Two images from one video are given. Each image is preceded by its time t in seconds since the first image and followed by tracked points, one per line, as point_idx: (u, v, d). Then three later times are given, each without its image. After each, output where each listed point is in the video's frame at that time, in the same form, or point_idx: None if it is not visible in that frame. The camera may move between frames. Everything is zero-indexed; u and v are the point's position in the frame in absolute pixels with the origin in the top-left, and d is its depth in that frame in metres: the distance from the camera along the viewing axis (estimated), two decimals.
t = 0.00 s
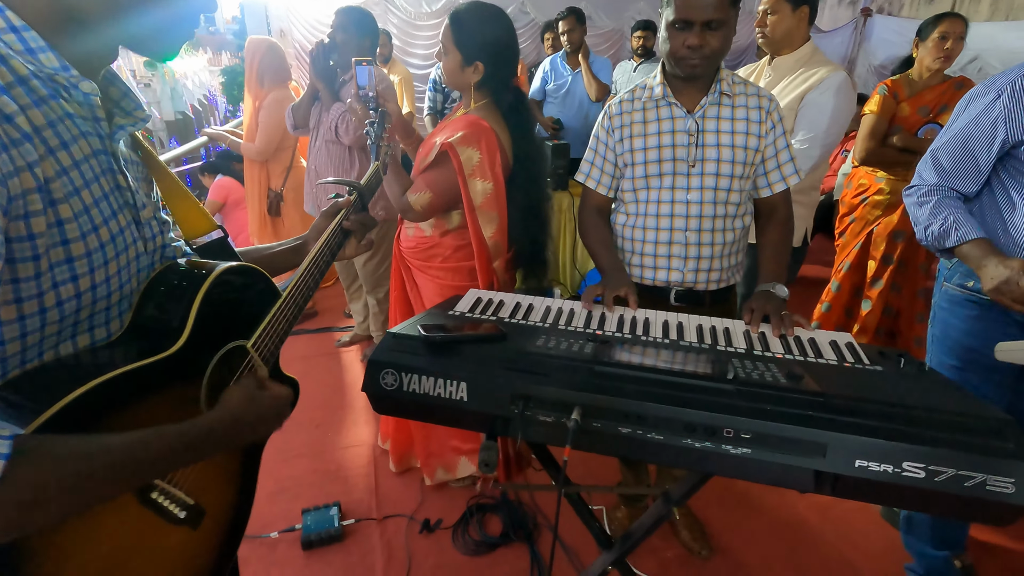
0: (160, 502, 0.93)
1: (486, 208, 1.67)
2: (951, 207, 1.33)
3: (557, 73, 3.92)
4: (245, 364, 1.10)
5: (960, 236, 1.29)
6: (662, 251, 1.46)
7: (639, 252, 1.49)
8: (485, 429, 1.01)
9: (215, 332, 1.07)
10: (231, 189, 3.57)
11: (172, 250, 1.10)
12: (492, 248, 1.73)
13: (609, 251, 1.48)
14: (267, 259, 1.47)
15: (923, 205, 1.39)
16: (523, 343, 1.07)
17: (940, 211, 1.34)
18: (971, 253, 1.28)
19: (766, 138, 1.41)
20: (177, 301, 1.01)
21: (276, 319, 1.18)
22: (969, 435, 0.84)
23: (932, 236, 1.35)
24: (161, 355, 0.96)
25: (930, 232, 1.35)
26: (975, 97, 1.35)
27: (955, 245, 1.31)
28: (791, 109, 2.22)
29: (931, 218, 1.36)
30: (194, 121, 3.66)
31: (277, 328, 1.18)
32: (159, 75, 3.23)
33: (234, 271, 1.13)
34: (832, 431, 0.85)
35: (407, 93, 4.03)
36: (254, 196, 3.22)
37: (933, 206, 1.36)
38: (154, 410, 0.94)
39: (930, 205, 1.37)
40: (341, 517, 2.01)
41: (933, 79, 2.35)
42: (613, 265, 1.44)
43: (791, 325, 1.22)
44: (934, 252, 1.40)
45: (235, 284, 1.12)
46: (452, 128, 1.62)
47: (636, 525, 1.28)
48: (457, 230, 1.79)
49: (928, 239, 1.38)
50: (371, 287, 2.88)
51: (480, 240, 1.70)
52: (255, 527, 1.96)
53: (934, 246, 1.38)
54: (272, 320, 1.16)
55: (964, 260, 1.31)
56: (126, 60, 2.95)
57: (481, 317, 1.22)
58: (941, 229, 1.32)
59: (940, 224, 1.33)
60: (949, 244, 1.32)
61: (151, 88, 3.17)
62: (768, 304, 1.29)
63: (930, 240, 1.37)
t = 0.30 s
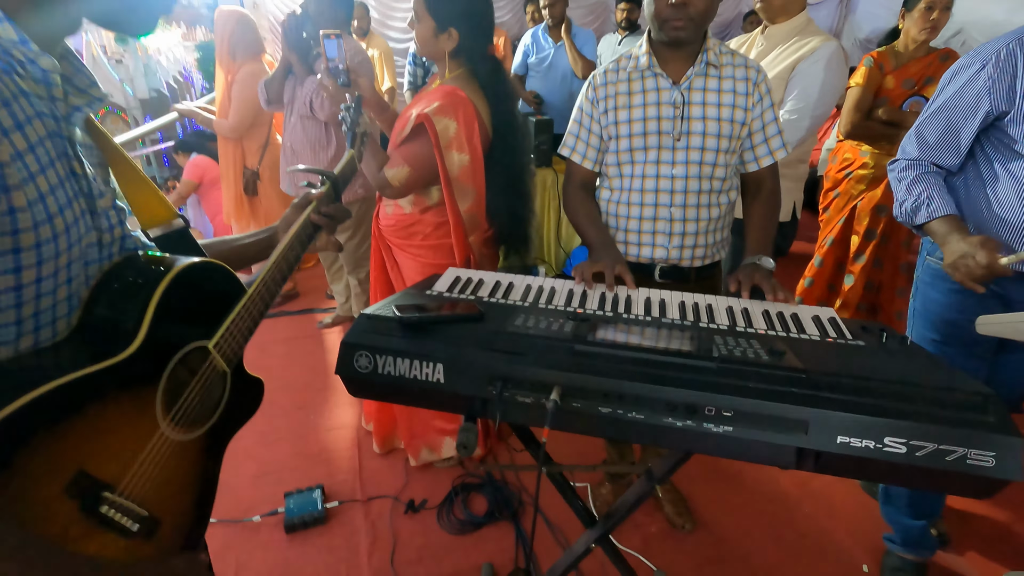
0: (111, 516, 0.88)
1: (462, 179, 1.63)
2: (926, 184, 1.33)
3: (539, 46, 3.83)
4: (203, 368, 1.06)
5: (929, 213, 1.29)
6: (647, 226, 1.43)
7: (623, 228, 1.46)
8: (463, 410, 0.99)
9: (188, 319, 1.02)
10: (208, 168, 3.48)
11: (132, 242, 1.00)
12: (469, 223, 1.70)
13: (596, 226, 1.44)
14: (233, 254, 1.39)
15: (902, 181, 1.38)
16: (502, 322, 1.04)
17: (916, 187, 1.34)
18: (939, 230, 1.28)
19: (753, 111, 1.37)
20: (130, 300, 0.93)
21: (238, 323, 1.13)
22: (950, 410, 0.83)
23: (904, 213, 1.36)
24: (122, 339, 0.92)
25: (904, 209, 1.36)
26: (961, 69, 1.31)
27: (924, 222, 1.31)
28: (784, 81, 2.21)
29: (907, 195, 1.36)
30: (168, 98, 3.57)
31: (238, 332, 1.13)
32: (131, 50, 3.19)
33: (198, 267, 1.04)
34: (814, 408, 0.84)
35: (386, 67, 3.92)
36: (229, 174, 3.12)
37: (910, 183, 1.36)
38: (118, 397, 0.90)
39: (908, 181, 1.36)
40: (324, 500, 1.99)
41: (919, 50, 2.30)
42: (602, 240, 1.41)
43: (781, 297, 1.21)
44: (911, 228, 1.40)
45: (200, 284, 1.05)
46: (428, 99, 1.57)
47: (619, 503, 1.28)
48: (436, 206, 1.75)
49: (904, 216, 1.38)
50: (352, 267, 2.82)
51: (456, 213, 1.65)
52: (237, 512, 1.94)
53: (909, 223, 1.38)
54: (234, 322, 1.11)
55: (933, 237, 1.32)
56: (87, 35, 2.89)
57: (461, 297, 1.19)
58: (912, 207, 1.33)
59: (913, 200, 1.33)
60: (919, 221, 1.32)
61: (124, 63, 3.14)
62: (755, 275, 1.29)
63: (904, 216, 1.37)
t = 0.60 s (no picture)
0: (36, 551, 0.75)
1: (440, 147, 1.49)
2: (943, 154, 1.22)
3: (519, 12, 3.61)
4: (139, 352, 0.91)
5: (952, 187, 1.20)
6: (641, 200, 1.32)
7: (615, 202, 1.35)
8: (440, 408, 0.88)
9: (120, 299, 0.86)
10: (172, 143, 3.27)
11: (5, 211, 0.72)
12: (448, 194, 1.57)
13: (583, 203, 1.34)
14: (165, 219, 1.13)
15: (915, 154, 1.28)
16: (483, 309, 0.93)
17: (932, 159, 1.23)
18: (962, 207, 1.19)
19: (756, 72, 1.26)
20: (11, 289, 0.71)
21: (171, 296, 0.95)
22: (984, 401, 0.74)
23: (923, 189, 1.25)
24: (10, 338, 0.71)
25: (921, 184, 1.26)
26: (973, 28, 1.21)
27: (945, 198, 1.22)
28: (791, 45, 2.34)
29: (922, 169, 1.26)
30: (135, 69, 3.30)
31: (175, 306, 0.97)
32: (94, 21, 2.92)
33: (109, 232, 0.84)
34: (832, 401, 0.75)
35: (359, 33, 3.71)
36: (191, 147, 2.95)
37: (925, 155, 1.25)
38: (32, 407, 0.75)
39: (922, 154, 1.26)
40: (301, 493, 1.89)
41: (919, 12, 2.15)
42: (587, 217, 1.31)
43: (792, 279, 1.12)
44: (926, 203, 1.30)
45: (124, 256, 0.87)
46: (400, 58, 1.42)
47: (610, 497, 1.20)
48: (412, 178, 1.62)
49: (920, 191, 1.28)
50: (326, 247, 2.68)
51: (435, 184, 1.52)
52: (207, 508, 1.82)
53: (926, 198, 1.28)
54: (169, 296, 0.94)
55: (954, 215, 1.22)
56: (46, 0, 2.43)
57: (437, 280, 1.08)
58: (933, 181, 1.22)
59: (931, 175, 1.23)
60: (941, 196, 1.23)
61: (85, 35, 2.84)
62: (763, 253, 1.20)
63: (921, 192, 1.27)
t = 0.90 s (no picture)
0: None
1: (427, 115, 1.32)
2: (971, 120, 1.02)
3: None
4: (9, 368, 0.68)
5: (982, 156, 0.99)
6: (643, 177, 1.18)
7: (615, 180, 1.21)
8: (419, 427, 0.75)
9: None
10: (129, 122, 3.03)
11: None
12: (438, 167, 1.41)
13: (574, 185, 1.20)
14: (52, 197, 0.82)
15: (939, 121, 1.07)
16: (466, 309, 0.79)
17: (960, 125, 1.03)
18: (991, 179, 0.99)
19: (773, 31, 1.12)
20: None
21: (45, 292, 0.70)
22: None
23: (947, 159, 1.04)
24: None
25: (945, 153, 1.05)
26: None
27: (972, 170, 1.01)
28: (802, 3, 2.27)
29: (947, 137, 1.05)
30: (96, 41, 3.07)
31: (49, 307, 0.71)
32: None
33: None
34: (885, 417, 0.63)
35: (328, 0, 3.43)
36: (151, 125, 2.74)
37: (951, 121, 1.05)
38: None
39: (947, 120, 1.05)
40: (275, 499, 1.75)
41: None
42: (579, 200, 1.18)
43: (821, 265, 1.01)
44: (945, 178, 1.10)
45: None
46: (372, 14, 1.24)
47: (613, 508, 1.08)
48: (391, 152, 1.46)
49: (942, 163, 1.07)
50: (298, 233, 2.52)
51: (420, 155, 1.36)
52: (172, 519, 1.68)
53: (948, 172, 1.07)
54: (34, 291, 0.69)
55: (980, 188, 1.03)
56: None
57: (413, 273, 0.93)
58: (959, 149, 1.01)
59: (958, 143, 1.02)
60: (967, 168, 1.02)
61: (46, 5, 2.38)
62: (788, 236, 1.09)
63: (944, 164, 1.06)
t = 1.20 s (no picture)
0: None
1: (417, 81, 1.25)
2: (991, 81, 0.83)
3: None
4: None
5: (1001, 124, 0.81)
6: (651, 156, 1.07)
7: (619, 159, 1.10)
8: (408, 451, 0.65)
9: None
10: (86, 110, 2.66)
11: None
12: (431, 137, 1.35)
13: (574, 166, 1.09)
14: None
15: (952, 88, 0.88)
16: (460, 312, 0.68)
17: (978, 89, 0.84)
18: (1007, 147, 0.83)
19: None
20: None
21: None
22: None
23: (960, 129, 0.87)
24: None
25: (959, 122, 0.87)
26: None
27: (987, 139, 0.84)
28: None
29: (961, 104, 0.87)
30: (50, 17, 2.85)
31: None
32: None
33: None
34: (960, 437, 0.53)
35: None
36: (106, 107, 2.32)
37: (966, 87, 0.85)
38: None
39: (961, 87, 0.86)
40: (255, 508, 1.63)
41: None
42: (579, 182, 1.07)
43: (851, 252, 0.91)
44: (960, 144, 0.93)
45: None
46: None
47: (621, 521, 0.98)
48: (370, 129, 1.32)
49: (958, 132, 0.89)
50: (275, 222, 2.42)
51: (411, 122, 1.29)
52: (143, 533, 1.54)
53: (965, 141, 0.90)
54: None
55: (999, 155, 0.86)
56: None
57: (396, 269, 0.82)
58: (974, 118, 0.84)
59: (974, 110, 0.84)
60: (983, 137, 0.85)
61: None
62: (813, 220, 0.99)
63: (959, 134, 0.89)
